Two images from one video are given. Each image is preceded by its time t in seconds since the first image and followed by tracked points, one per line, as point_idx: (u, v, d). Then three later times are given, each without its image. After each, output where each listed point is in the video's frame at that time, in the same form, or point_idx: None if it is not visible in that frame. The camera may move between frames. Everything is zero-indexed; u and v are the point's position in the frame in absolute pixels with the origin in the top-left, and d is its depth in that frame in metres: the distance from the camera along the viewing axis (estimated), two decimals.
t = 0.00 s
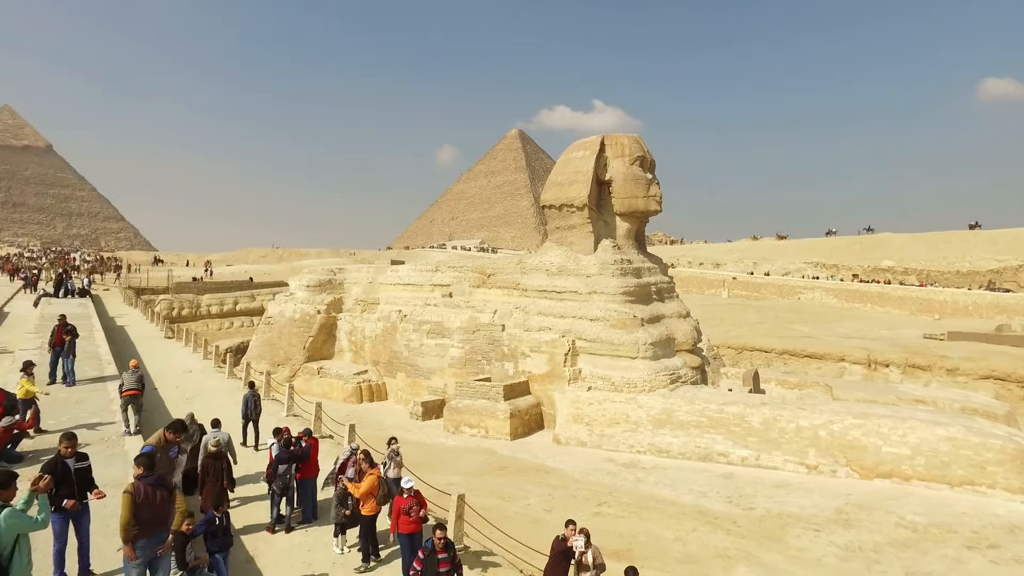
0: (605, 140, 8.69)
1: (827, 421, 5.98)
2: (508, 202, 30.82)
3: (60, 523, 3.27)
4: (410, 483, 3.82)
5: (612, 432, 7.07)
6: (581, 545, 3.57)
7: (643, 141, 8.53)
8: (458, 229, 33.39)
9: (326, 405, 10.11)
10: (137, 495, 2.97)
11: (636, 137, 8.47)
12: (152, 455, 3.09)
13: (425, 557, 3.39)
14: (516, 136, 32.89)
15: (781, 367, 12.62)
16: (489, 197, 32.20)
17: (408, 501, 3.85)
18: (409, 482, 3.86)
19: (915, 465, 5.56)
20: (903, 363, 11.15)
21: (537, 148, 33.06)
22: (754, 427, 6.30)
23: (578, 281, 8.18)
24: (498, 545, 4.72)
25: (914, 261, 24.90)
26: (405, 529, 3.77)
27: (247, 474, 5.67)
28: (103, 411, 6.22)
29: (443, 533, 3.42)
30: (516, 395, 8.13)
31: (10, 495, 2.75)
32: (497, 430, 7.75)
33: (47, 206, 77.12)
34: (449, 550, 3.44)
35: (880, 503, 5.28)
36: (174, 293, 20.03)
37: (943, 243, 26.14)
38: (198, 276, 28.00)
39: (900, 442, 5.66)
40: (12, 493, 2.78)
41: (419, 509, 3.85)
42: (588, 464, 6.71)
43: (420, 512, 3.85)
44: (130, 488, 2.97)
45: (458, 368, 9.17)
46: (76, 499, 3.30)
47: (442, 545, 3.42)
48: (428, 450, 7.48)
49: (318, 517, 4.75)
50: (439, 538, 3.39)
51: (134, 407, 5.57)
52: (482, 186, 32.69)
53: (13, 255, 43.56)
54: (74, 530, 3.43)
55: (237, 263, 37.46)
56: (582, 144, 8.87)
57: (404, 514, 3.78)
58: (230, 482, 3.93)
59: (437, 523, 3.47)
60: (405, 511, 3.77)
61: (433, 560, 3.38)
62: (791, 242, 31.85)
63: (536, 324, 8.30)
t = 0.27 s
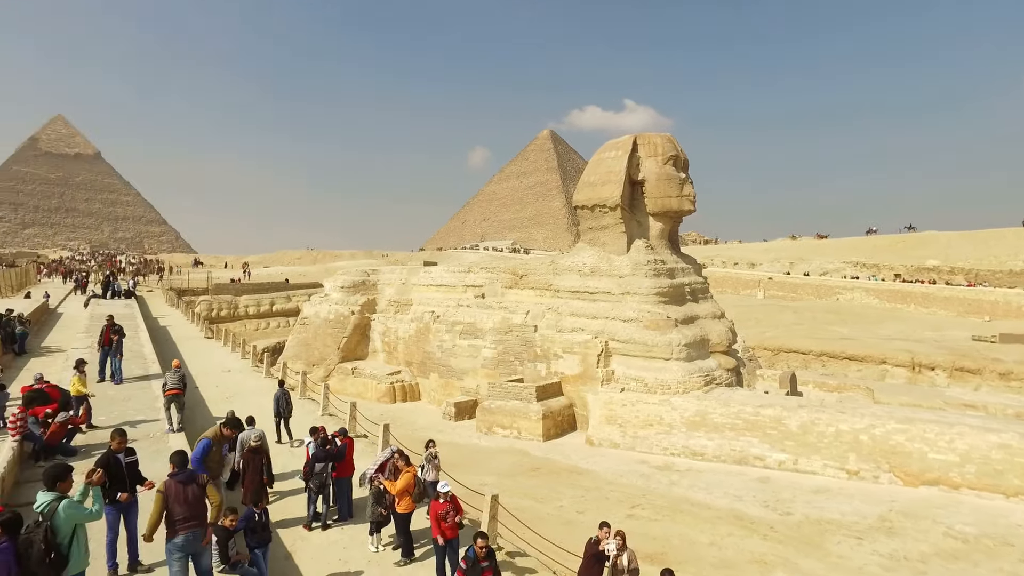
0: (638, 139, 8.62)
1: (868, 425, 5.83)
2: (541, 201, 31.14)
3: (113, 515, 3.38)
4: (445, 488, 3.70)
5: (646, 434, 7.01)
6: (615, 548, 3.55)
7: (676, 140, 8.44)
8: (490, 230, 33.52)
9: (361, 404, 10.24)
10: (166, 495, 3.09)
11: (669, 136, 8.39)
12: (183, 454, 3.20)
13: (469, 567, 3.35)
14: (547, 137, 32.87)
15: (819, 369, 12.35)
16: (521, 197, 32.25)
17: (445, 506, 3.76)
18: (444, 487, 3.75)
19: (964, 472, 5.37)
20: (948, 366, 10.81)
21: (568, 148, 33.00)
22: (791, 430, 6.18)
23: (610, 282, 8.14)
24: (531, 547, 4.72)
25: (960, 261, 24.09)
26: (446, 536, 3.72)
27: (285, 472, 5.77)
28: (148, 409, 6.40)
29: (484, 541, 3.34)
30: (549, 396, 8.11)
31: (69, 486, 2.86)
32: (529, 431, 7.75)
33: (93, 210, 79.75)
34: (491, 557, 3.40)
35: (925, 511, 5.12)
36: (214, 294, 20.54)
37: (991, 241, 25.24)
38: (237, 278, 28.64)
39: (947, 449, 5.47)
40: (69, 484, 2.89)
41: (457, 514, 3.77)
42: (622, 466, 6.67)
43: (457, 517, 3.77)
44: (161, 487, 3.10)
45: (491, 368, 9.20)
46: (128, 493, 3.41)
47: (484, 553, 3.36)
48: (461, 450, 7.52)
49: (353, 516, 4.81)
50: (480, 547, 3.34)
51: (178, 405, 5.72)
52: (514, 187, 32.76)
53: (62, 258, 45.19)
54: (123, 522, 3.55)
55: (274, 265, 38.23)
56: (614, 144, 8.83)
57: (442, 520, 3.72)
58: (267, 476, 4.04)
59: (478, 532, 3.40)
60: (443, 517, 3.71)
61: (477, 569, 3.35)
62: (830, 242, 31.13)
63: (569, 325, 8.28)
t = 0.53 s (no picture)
0: (667, 139, 8.55)
1: (907, 429, 5.68)
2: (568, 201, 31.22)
3: (156, 509, 3.47)
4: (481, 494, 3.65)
5: (675, 436, 6.94)
6: (641, 552, 3.51)
7: (706, 139, 8.35)
8: (518, 231, 33.59)
9: (390, 404, 10.33)
10: (201, 490, 3.17)
11: (699, 135, 8.30)
12: (217, 451, 3.28)
13: None
14: (575, 137, 32.81)
15: (855, 371, 12.09)
16: (548, 198, 32.25)
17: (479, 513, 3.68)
18: (480, 493, 3.70)
19: (1010, 480, 5.17)
20: (991, 369, 10.48)
21: (596, 148, 32.90)
22: (825, 434, 6.06)
23: (639, 283, 8.08)
24: (560, 548, 4.70)
25: (1003, 260, 23.35)
26: (478, 544, 3.65)
27: (316, 470, 5.85)
28: (185, 407, 6.56)
29: (523, 551, 3.31)
30: (577, 397, 8.08)
31: (112, 481, 2.96)
32: (558, 432, 7.74)
33: (131, 214, 81.89)
34: (528, 566, 3.37)
35: (966, 519, 4.97)
36: (247, 295, 20.95)
37: None
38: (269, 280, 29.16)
39: (992, 455, 5.28)
40: (113, 479, 2.99)
41: (490, 522, 3.69)
42: (651, 468, 6.61)
43: (491, 525, 3.69)
44: (196, 483, 3.20)
45: (519, 369, 9.21)
46: (171, 487, 3.51)
47: (522, 561, 3.34)
48: (489, 451, 7.54)
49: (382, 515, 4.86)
50: (519, 555, 3.31)
51: (213, 404, 5.84)
52: (542, 188, 32.78)
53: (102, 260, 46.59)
54: (165, 516, 3.64)
55: (305, 266, 38.83)
56: (643, 144, 8.77)
57: (475, 527, 3.63)
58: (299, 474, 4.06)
59: (517, 541, 3.36)
60: (476, 524, 3.62)
61: None
62: (865, 241, 30.45)
63: (597, 326, 8.25)
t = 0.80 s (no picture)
0: (695, 138, 8.46)
1: (947, 434, 5.51)
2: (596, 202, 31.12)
3: (194, 505, 3.54)
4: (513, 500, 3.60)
5: (704, 439, 6.86)
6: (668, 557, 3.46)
7: (735, 138, 8.24)
8: (545, 232, 33.57)
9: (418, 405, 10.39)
10: (241, 485, 3.23)
11: (728, 134, 8.20)
12: (258, 448, 3.36)
13: None
14: (602, 137, 32.70)
15: (891, 374, 11.81)
16: (576, 199, 32.19)
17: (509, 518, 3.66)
18: (512, 499, 3.65)
19: None
20: None
21: (623, 149, 32.74)
22: (860, 438, 5.93)
23: (667, 284, 8.01)
24: (588, 551, 4.67)
25: None
26: (509, 549, 3.62)
27: (346, 470, 5.92)
28: (219, 407, 6.69)
29: (565, 560, 3.25)
30: (605, 398, 8.03)
31: (150, 478, 3.03)
32: (585, 434, 7.71)
33: (166, 217, 83.83)
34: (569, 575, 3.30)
35: (1011, 528, 4.80)
36: (278, 297, 21.30)
37: None
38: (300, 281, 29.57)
39: None
40: (151, 475, 3.06)
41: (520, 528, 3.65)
42: (680, 471, 6.55)
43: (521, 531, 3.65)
44: (236, 478, 3.26)
45: (547, 370, 9.19)
46: (207, 484, 3.58)
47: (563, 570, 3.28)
48: (517, 452, 7.54)
49: (411, 515, 4.90)
50: (561, 563, 3.25)
51: (246, 403, 5.93)
52: (569, 189, 32.74)
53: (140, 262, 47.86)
54: (201, 513, 3.71)
55: (334, 268, 39.33)
56: (671, 144, 8.69)
57: (505, 532, 3.62)
58: (329, 472, 4.31)
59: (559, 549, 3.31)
60: (506, 529, 3.61)
61: None
62: (902, 241, 29.72)
63: (625, 327, 8.20)
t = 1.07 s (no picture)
0: (729, 136, 8.34)
1: (997, 441, 5.32)
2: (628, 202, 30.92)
3: (235, 501, 3.60)
4: (544, 510, 3.50)
5: (740, 442, 6.75)
6: (703, 562, 3.42)
7: (770, 135, 8.09)
8: (577, 232, 33.49)
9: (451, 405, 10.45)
10: (285, 478, 3.29)
11: (763, 132, 8.06)
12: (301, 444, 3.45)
13: None
14: (634, 137, 32.50)
15: (936, 377, 11.46)
16: (607, 199, 32.05)
17: (542, 529, 3.54)
18: (544, 509, 3.54)
19: None
20: None
21: (656, 148, 32.50)
22: (904, 443, 5.77)
23: (701, 284, 7.91)
24: (621, 553, 4.64)
25: None
26: (543, 561, 3.50)
27: (380, 469, 5.99)
28: (257, 405, 6.84)
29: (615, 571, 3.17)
30: (638, 400, 7.97)
31: (191, 474, 3.10)
32: (618, 435, 7.66)
33: (205, 220, 85.95)
34: None
35: None
36: (313, 298, 21.66)
37: None
38: (334, 282, 30.02)
39: None
40: (192, 472, 3.14)
41: (554, 539, 3.54)
42: (714, 474, 6.45)
43: (556, 542, 3.53)
44: (281, 471, 3.31)
45: (579, 371, 9.16)
46: (246, 480, 3.65)
47: None
48: (549, 453, 7.53)
49: (444, 514, 4.93)
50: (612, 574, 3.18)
51: (283, 403, 6.04)
52: (601, 189, 32.62)
53: (181, 264, 49.23)
54: (240, 509, 3.77)
55: (368, 269, 39.85)
56: (704, 142, 8.59)
57: (539, 544, 3.50)
58: (368, 467, 4.32)
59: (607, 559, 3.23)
60: (539, 541, 3.48)
61: None
62: (946, 239, 28.82)
63: (659, 328, 8.13)
